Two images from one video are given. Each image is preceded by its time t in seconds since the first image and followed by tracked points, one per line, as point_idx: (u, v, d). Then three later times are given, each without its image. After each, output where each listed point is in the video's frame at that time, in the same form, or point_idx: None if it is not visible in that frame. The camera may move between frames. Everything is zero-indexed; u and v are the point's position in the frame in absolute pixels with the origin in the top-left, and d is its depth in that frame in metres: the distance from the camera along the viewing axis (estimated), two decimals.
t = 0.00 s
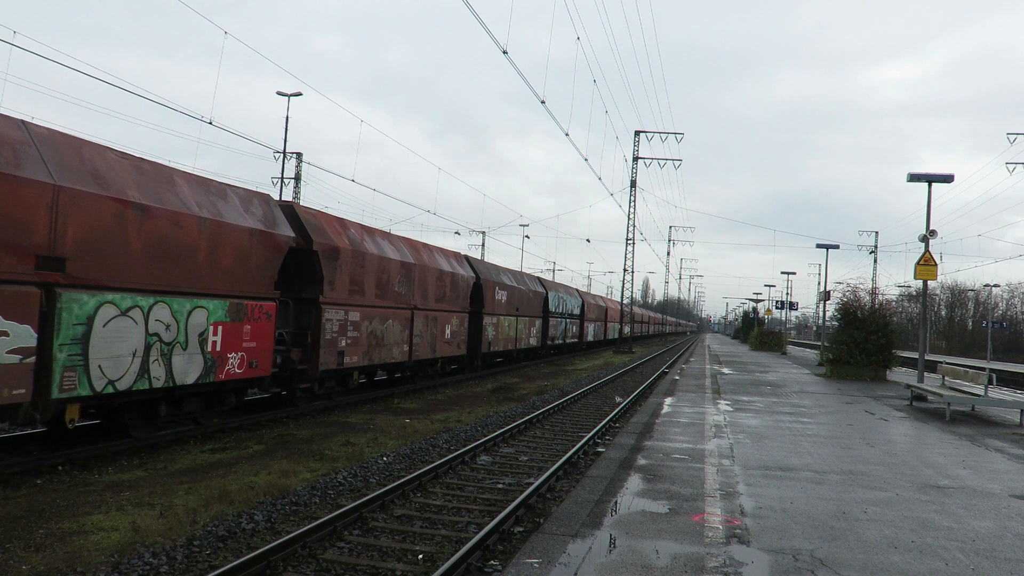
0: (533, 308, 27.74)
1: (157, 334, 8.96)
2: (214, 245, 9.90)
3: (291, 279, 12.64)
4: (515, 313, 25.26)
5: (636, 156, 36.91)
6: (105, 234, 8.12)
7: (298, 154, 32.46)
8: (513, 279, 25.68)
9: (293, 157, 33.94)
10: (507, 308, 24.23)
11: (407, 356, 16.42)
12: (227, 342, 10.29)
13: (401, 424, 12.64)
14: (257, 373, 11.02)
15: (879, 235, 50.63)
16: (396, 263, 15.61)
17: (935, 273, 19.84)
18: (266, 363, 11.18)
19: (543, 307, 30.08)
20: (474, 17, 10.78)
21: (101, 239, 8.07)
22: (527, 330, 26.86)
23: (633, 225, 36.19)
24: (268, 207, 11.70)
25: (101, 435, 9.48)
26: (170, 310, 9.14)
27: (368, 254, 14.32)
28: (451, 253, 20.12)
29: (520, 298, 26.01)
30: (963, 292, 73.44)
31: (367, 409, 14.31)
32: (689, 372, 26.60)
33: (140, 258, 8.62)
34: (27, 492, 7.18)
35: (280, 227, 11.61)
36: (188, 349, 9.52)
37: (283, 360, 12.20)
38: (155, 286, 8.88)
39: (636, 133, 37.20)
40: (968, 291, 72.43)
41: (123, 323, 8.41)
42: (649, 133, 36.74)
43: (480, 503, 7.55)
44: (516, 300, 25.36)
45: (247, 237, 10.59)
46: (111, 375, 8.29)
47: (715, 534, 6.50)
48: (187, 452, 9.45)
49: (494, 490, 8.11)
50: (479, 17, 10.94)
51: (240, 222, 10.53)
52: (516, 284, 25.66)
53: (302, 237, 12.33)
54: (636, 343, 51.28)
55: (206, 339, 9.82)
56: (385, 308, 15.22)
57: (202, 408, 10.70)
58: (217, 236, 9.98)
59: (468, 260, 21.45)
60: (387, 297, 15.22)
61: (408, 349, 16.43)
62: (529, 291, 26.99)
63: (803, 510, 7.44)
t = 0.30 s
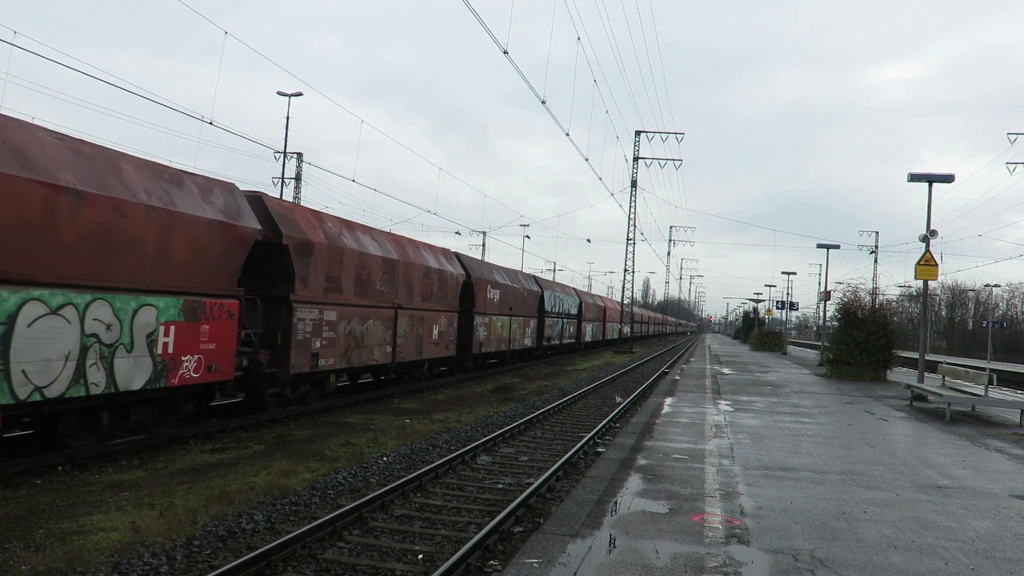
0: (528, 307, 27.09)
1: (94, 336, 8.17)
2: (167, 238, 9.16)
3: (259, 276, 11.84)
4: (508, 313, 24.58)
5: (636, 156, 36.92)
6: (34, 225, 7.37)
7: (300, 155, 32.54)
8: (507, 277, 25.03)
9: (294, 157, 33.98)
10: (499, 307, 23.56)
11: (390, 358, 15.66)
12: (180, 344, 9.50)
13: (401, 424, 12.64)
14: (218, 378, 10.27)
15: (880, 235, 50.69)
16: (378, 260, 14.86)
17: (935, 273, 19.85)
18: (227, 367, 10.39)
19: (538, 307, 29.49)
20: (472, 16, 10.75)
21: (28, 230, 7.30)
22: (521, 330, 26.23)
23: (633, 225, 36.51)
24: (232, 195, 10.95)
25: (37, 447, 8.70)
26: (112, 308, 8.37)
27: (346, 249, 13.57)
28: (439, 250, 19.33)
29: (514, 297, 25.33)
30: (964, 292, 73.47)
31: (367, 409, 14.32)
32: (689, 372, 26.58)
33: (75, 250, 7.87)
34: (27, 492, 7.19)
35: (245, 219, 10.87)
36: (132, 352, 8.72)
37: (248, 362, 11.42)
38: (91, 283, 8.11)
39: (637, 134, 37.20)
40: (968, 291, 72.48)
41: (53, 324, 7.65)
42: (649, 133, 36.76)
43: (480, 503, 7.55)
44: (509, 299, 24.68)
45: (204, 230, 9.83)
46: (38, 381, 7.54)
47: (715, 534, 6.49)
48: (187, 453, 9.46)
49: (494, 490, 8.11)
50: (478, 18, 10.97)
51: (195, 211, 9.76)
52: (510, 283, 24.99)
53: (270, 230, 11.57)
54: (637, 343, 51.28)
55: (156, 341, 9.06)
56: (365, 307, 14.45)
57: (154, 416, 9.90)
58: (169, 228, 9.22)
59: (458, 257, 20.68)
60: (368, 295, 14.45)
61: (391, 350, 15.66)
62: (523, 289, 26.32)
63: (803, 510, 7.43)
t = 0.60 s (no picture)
0: (521, 307, 26.11)
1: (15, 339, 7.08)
2: (109, 229, 8.15)
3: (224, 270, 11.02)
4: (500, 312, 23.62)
5: (636, 156, 36.92)
6: None
7: (300, 154, 32.52)
8: (499, 275, 24.02)
9: (293, 157, 33.98)
10: (491, 307, 22.55)
11: (371, 360, 14.60)
12: (123, 347, 8.40)
13: (401, 424, 12.62)
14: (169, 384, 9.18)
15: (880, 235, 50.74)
16: (356, 255, 13.82)
17: (935, 273, 19.85)
18: (181, 372, 9.29)
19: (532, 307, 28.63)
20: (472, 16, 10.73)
21: None
22: (514, 331, 25.28)
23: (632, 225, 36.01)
24: (187, 182, 9.84)
25: None
26: (38, 306, 7.29)
27: (320, 243, 12.52)
28: (425, 245, 18.27)
29: (507, 296, 24.36)
30: (964, 292, 73.50)
31: (367, 409, 14.31)
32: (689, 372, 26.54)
33: None
34: (27, 492, 7.18)
35: (201, 209, 9.78)
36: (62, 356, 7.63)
37: (209, 366, 10.43)
38: (61, 281, 7.59)
39: (637, 134, 37.19)
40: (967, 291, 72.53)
41: None
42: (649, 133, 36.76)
43: (479, 503, 7.54)
44: (501, 298, 23.71)
45: (152, 220, 8.76)
46: None
47: (715, 534, 6.49)
48: (186, 452, 9.44)
49: (494, 490, 8.11)
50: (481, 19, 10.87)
51: (141, 199, 8.68)
52: (503, 282, 24.01)
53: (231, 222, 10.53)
54: (636, 343, 51.20)
55: (94, 343, 7.98)
56: (342, 306, 13.39)
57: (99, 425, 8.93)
58: (109, 216, 8.16)
59: (446, 254, 19.60)
60: (345, 293, 13.41)
61: (372, 352, 14.59)
62: (516, 288, 25.34)
63: (803, 510, 7.43)
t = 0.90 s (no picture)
0: (513, 306, 25.08)
1: None
2: (34, 217, 7.36)
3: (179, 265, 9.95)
4: (489, 311, 22.52)
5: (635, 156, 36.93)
6: None
7: (298, 153, 32.45)
8: (489, 273, 22.99)
9: (291, 156, 33.97)
10: (480, 306, 21.47)
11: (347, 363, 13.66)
12: (49, 349, 7.54)
13: (400, 424, 12.62)
14: (108, 390, 8.32)
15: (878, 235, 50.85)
16: (331, 250, 12.93)
17: (933, 274, 19.88)
18: (120, 377, 8.43)
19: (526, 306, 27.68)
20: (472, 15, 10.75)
21: None
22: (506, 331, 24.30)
23: (632, 222, 35.89)
24: (134, 167, 9.07)
25: None
26: None
27: (287, 236, 11.61)
28: (408, 241, 17.30)
29: (496, 294, 23.27)
30: (962, 292, 73.61)
31: (366, 409, 14.30)
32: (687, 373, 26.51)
33: None
34: (25, 492, 7.18)
35: (148, 195, 9.00)
36: None
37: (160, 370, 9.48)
38: (54, 278, 7.62)
39: (636, 134, 37.17)
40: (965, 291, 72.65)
41: None
42: (648, 133, 36.78)
43: (478, 503, 7.55)
44: (491, 296, 22.69)
45: (86, 208, 7.97)
46: None
47: (713, 534, 6.49)
48: (185, 452, 9.44)
49: (492, 490, 8.11)
50: (480, 22, 11.09)
51: (74, 182, 7.89)
52: (493, 279, 22.92)
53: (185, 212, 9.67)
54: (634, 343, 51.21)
55: (14, 346, 7.14)
56: (314, 304, 12.46)
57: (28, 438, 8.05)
58: (36, 203, 7.38)
59: (431, 250, 18.59)
60: (317, 291, 12.51)
61: (347, 354, 13.64)
62: (506, 286, 24.24)
63: (801, 510, 7.43)
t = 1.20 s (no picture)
0: (504, 304, 24.08)
1: None
2: None
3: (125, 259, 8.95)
4: (479, 311, 21.52)
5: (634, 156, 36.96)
6: None
7: (296, 153, 32.47)
8: (480, 270, 21.93)
9: (288, 156, 34.02)
10: (469, 305, 20.44)
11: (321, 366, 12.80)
12: None
13: (399, 424, 12.62)
14: (36, 398, 7.48)
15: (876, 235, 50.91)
16: (301, 243, 12.04)
17: (931, 273, 19.90)
18: (49, 382, 7.57)
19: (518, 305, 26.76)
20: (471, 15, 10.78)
21: None
22: (497, 331, 23.32)
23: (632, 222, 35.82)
24: (69, 149, 8.24)
25: None
26: None
27: (251, 228, 10.74)
28: (391, 236, 16.38)
29: (487, 292, 22.26)
30: (960, 291, 73.70)
31: (365, 409, 14.30)
32: (685, 372, 26.49)
33: None
34: (24, 492, 7.17)
35: (83, 179, 8.21)
36: None
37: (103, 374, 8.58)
38: (17, 278, 7.33)
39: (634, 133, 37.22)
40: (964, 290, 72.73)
41: None
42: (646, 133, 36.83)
43: (477, 503, 7.55)
44: (481, 294, 21.70)
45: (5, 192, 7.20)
46: None
47: (711, 534, 6.49)
48: (183, 452, 9.44)
49: (491, 490, 8.11)
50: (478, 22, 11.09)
51: None
52: (482, 277, 21.90)
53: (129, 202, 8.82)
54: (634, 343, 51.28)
55: None
56: (283, 302, 11.59)
57: None
58: None
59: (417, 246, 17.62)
60: (286, 287, 11.62)
61: (322, 356, 12.78)
62: (497, 284, 23.22)
63: (800, 510, 7.43)
